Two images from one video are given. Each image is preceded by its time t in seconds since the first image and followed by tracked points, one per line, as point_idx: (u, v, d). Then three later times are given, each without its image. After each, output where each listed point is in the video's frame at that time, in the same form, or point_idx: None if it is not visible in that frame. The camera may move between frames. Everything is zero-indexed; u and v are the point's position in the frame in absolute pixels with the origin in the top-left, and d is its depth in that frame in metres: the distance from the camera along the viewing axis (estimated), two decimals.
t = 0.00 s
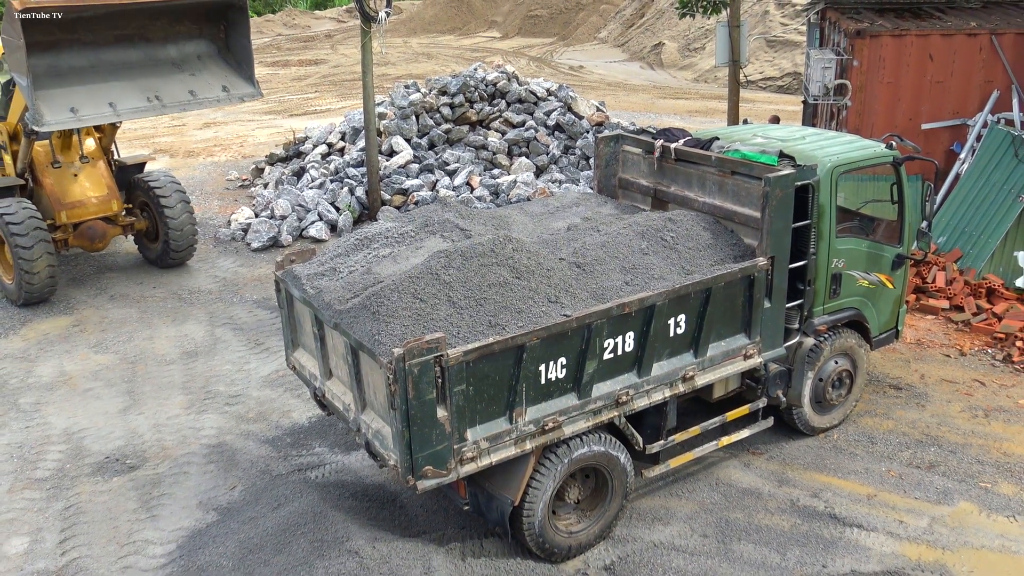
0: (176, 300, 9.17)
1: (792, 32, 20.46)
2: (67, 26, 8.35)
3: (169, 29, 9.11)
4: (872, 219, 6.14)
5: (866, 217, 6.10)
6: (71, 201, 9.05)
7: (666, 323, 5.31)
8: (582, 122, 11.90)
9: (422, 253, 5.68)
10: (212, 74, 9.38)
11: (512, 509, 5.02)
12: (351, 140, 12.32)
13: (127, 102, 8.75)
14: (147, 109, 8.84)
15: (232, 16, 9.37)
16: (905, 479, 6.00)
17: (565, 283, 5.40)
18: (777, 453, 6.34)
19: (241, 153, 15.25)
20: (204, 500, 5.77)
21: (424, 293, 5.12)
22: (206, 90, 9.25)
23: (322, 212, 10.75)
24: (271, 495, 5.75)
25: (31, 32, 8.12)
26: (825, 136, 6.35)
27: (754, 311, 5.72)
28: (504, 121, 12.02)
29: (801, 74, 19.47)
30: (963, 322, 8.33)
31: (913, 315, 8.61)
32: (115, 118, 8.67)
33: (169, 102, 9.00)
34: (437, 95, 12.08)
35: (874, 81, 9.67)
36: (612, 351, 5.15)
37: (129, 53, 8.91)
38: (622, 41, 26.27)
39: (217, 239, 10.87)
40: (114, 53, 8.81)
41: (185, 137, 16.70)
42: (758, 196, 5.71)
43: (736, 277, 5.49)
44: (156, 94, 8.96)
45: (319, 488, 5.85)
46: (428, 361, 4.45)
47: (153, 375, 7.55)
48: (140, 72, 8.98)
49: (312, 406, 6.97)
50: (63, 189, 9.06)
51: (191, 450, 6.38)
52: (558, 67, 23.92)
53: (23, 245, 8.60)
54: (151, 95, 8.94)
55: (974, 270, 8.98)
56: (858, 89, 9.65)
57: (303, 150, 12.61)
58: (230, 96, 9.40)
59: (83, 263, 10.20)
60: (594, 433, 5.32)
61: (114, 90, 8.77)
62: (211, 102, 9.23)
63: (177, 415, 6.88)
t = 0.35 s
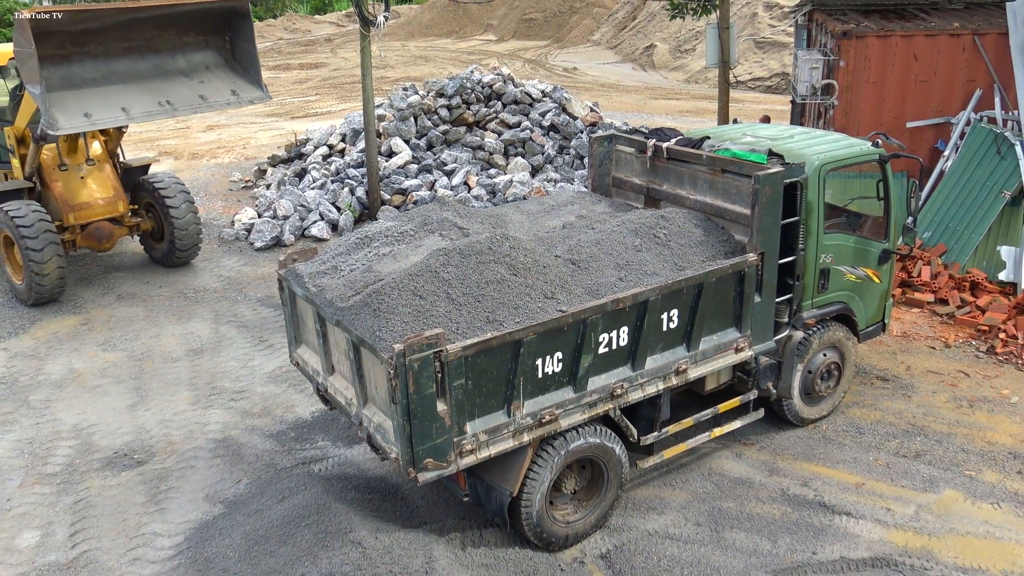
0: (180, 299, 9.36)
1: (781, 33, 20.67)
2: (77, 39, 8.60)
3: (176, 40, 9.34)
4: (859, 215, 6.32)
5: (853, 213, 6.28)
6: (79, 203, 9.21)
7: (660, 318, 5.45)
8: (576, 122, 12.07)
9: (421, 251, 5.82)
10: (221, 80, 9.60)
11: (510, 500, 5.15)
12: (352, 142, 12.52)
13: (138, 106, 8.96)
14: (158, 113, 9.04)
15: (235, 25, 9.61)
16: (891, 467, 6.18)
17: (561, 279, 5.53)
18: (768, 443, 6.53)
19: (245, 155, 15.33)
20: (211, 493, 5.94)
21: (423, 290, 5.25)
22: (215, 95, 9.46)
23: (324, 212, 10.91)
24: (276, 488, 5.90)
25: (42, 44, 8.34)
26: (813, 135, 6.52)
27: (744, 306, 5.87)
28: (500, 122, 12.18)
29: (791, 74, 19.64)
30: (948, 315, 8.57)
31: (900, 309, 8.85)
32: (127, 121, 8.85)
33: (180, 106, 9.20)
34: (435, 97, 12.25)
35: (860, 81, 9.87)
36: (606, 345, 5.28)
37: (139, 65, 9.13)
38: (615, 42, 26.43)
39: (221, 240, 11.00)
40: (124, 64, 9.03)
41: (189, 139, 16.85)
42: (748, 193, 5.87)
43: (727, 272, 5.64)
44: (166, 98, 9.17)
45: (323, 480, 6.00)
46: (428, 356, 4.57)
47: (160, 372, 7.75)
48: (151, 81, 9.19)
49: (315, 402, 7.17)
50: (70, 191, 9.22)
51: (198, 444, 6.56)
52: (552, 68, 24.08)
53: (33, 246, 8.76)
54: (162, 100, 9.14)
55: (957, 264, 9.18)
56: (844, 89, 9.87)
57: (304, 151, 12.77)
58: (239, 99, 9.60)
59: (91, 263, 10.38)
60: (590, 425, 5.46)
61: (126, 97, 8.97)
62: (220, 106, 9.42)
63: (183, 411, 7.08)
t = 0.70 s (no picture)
0: (177, 299, 9.37)
1: (775, 33, 20.72)
2: (85, 47, 8.62)
3: (181, 48, 9.39)
4: (854, 214, 6.37)
5: (848, 213, 6.33)
6: (78, 204, 9.25)
7: (656, 317, 5.47)
8: (572, 122, 12.10)
9: (418, 251, 5.84)
10: (228, 84, 9.66)
11: (508, 499, 5.17)
12: (349, 142, 12.54)
13: (151, 109, 8.97)
14: (171, 114, 9.05)
15: (238, 30, 9.71)
16: (887, 465, 6.22)
17: (557, 279, 5.55)
18: (764, 442, 6.57)
19: (241, 155, 15.38)
20: (209, 493, 5.95)
21: (420, 290, 5.26)
22: (225, 97, 9.51)
23: (321, 212, 10.92)
24: (274, 488, 5.92)
25: (52, 53, 8.35)
26: (807, 135, 6.55)
27: (740, 305, 5.89)
28: (496, 122, 12.22)
29: (785, 74, 19.69)
30: (942, 314, 8.60)
31: (894, 307, 8.89)
32: (141, 123, 8.84)
33: (192, 108, 9.22)
34: (432, 98, 12.28)
35: (854, 81, 9.91)
36: (603, 345, 5.30)
37: (146, 73, 9.17)
38: (610, 43, 26.45)
39: (219, 240, 11.02)
40: (132, 72, 9.06)
41: (186, 140, 16.86)
42: (743, 193, 5.90)
43: (722, 272, 5.66)
44: (177, 101, 9.20)
45: (320, 479, 6.01)
46: (426, 356, 4.57)
47: (157, 372, 7.77)
48: (159, 88, 9.21)
49: (313, 401, 7.19)
50: (69, 193, 9.25)
51: (196, 444, 6.58)
52: (548, 68, 24.11)
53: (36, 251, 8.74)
54: (173, 103, 9.17)
55: (952, 262, 9.22)
56: (838, 90, 9.91)
57: (300, 152, 12.79)
58: (249, 101, 9.65)
59: (89, 264, 10.39)
60: (587, 424, 5.48)
61: (137, 102, 8.98)
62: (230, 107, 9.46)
63: (181, 411, 7.09)
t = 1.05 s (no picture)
0: (175, 300, 9.37)
1: (772, 36, 20.75)
2: (106, 56, 8.58)
3: (198, 57, 9.35)
4: (851, 216, 6.38)
5: (846, 215, 6.34)
6: (83, 207, 9.22)
7: (654, 319, 5.47)
8: (571, 124, 12.11)
9: (416, 252, 5.83)
10: (247, 90, 9.61)
11: (506, 500, 5.16)
12: (347, 143, 12.53)
13: (176, 113, 8.92)
14: (195, 118, 9.00)
15: (252, 38, 9.64)
16: (885, 467, 6.23)
17: (555, 280, 5.54)
18: (761, 443, 6.57)
19: (238, 156, 15.39)
20: (207, 494, 5.94)
21: (418, 291, 5.25)
22: (246, 101, 9.46)
23: (319, 213, 10.92)
24: (272, 489, 5.91)
25: (76, 61, 8.32)
26: (805, 137, 6.56)
27: (738, 306, 5.90)
28: (494, 124, 12.24)
29: (783, 76, 19.72)
30: (940, 315, 8.61)
31: (892, 309, 8.91)
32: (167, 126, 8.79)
33: (215, 112, 9.17)
34: (430, 99, 12.26)
35: (852, 83, 9.92)
36: (601, 346, 5.30)
37: (165, 82, 9.13)
38: (608, 45, 26.46)
39: (216, 241, 11.02)
40: (152, 81, 9.01)
41: (184, 140, 16.86)
42: (741, 195, 5.91)
43: (720, 273, 5.66)
44: (200, 106, 9.16)
45: (318, 480, 6.01)
46: (424, 357, 4.57)
47: (155, 373, 7.76)
48: (179, 96, 9.16)
49: (311, 402, 7.19)
50: (74, 196, 9.21)
51: (194, 445, 6.57)
52: (546, 70, 24.13)
53: (45, 257, 8.68)
54: (196, 108, 9.13)
55: (949, 264, 9.26)
56: (836, 92, 9.85)
57: (299, 153, 12.79)
58: (269, 104, 9.60)
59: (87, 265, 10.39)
60: (584, 426, 5.47)
61: (162, 107, 8.93)
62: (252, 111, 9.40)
63: (179, 412, 7.09)
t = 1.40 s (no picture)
0: (172, 302, 9.36)
1: (770, 39, 20.80)
2: (129, 63, 8.46)
3: (216, 65, 9.26)
4: (848, 219, 6.39)
5: (842, 218, 6.35)
6: (90, 212, 9.19)
7: (651, 321, 5.47)
8: (568, 127, 12.13)
9: (413, 255, 5.82)
10: (268, 95, 9.53)
11: (503, 502, 5.16)
12: (344, 146, 12.53)
13: (203, 118, 8.86)
14: (221, 123, 8.94)
15: (269, 45, 9.56)
16: (881, 470, 6.24)
17: (553, 283, 5.54)
18: (758, 446, 6.58)
19: (236, 158, 15.39)
20: (203, 496, 5.94)
21: (416, 293, 5.24)
22: (268, 106, 9.40)
23: (316, 215, 10.92)
24: (269, 491, 5.91)
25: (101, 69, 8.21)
26: (801, 140, 6.58)
27: (735, 309, 5.90)
28: (492, 127, 12.24)
29: (780, 80, 19.76)
30: (937, 318, 8.63)
31: (888, 312, 8.92)
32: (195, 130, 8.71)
33: (240, 116, 9.12)
34: (427, 102, 12.27)
35: (849, 87, 9.96)
36: (598, 349, 5.29)
37: (187, 90, 9.03)
38: (606, 48, 26.48)
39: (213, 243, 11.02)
40: (174, 89, 8.92)
41: (181, 142, 16.86)
42: (738, 198, 5.91)
43: (717, 276, 5.67)
44: (224, 111, 9.10)
45: (315, 483, 6.00)
46: (421, 360, 4.56)
47: (152, 376, 7.75)
48: (201, 103, 9.07)
49: (308, 405, 7.20)
50: (81, 200, 9.18)
51: (190, 447, 6.57)
52: (544, 73, 24.14)
53: (59, 267, 8.63)
54: (221, 113, 9.07)
55: (945, 267, 9.25)
56: (833, 95, 9.94)
57: (296, 155, 12.79)
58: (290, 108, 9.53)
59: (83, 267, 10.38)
60: (581, 428, 5.47)
61: (188, 113, 8.87)
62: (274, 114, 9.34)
63: (175, 414, 7.08)
